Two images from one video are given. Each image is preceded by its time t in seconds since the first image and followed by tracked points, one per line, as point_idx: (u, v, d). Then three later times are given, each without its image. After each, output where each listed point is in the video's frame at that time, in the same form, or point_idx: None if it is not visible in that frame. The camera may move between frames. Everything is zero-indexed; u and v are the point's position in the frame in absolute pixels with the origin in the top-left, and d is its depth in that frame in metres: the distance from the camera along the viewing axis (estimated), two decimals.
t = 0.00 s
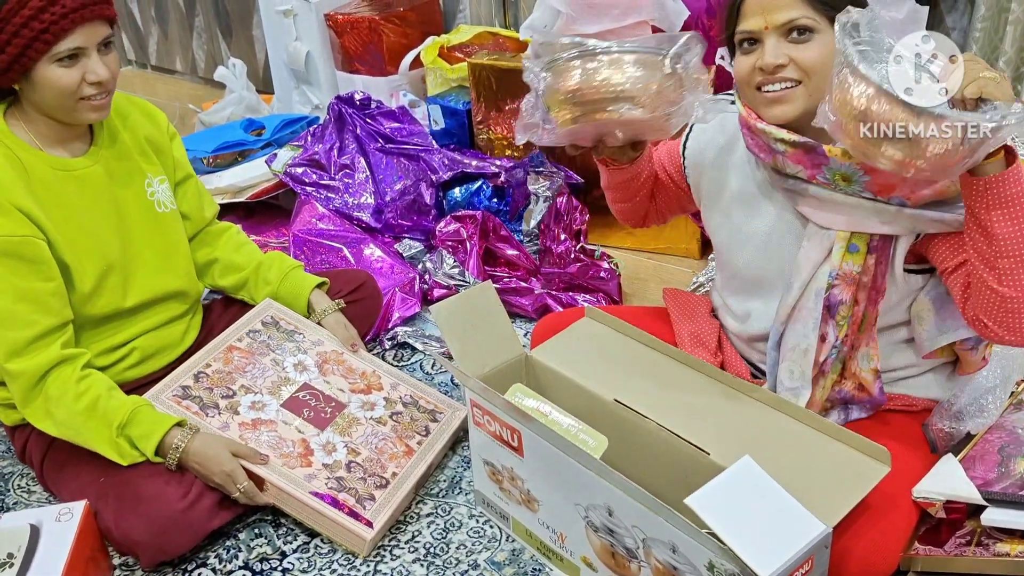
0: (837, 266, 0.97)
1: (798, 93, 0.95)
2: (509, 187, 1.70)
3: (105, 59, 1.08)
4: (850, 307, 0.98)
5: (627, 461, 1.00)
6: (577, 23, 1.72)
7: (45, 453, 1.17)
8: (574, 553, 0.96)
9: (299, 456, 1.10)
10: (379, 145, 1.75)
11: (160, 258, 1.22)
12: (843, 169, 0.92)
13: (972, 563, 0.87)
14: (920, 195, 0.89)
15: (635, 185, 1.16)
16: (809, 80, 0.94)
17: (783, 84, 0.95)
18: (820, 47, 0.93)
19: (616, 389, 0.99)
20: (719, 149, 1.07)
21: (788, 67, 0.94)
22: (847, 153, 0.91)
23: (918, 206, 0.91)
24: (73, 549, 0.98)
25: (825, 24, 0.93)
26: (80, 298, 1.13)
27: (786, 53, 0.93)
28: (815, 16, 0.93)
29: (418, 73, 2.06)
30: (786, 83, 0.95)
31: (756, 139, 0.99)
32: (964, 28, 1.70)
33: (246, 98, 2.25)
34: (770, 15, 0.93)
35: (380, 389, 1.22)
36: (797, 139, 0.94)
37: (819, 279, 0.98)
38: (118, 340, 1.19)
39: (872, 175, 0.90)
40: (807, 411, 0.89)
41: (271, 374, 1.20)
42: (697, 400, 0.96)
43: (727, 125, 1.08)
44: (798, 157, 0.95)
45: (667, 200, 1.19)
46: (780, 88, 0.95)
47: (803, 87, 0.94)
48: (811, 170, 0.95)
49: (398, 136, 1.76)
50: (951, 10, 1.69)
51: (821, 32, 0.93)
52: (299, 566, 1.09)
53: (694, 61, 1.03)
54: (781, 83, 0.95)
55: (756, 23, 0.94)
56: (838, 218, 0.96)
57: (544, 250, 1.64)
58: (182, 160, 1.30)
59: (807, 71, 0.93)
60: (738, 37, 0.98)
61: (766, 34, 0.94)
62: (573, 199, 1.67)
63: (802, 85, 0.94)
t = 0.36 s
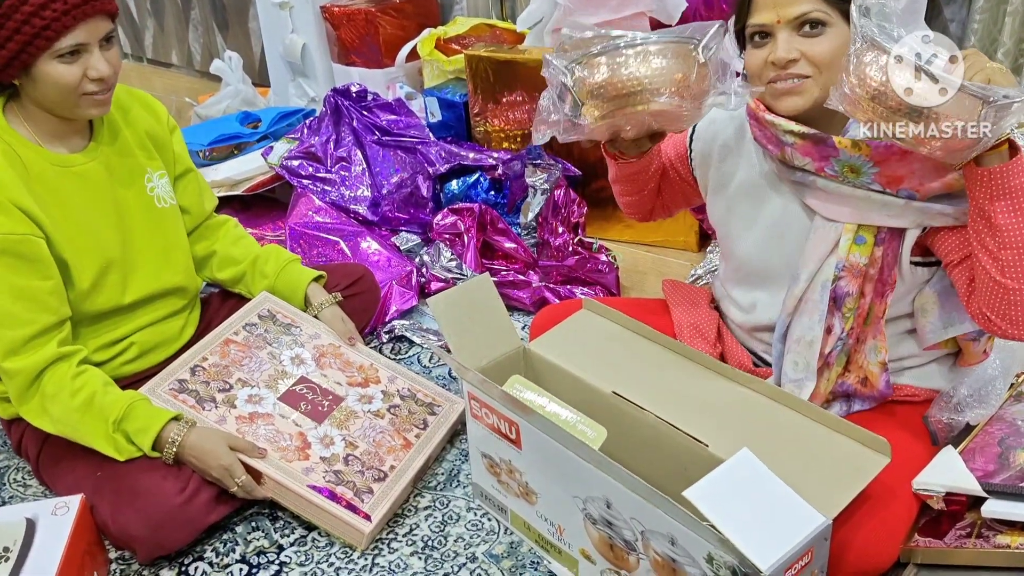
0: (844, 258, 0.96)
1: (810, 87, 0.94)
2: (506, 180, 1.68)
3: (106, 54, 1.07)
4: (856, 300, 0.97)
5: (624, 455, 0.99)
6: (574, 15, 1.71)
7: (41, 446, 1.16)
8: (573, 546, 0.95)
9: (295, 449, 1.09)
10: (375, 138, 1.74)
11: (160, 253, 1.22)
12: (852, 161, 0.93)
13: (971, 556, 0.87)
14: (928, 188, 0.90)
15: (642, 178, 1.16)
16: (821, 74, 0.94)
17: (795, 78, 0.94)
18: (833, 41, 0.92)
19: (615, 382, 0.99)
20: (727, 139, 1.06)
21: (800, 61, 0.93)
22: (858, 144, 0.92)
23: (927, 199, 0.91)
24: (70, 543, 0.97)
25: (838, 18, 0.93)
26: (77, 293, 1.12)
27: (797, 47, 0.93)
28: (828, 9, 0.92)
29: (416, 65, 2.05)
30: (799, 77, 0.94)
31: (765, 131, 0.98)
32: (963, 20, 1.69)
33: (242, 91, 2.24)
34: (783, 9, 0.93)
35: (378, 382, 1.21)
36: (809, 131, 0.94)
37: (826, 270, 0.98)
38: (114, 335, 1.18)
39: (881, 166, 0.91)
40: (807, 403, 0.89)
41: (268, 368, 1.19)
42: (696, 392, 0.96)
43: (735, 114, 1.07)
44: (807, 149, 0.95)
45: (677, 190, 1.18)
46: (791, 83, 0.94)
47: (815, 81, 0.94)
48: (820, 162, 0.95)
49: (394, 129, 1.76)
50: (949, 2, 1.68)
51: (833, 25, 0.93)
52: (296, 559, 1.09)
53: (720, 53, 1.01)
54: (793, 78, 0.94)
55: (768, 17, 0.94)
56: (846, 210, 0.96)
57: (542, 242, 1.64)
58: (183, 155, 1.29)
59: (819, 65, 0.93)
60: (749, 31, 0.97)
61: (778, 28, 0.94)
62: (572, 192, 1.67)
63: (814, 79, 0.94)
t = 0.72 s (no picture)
0: (844, 259, 0.97)
1: (810, 90, 0.94)
2: (505, 179, 1.70)
3: (108, 56, 1.07)
4: (856, 301, 0.98)
5: (624, 455, 0.99)
6: (573, 15, 1.72)
7: (42, 446, 1.16)
8: (572, 545, 0.96)
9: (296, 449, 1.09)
10: (375, 138, 1.74)
11: (160, 253, 1.22)
12: (852, 164, 0.93)
13: (969, 553, 0.88)
14: (928, 191, 0.90)
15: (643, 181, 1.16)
16: (822, 77, 0.93)
17: (794, 82, 0.94)
18: (833, 45, 0.92)
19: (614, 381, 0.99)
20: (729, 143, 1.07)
21: (801, 66, 0.93)
22: (858, 148, 0.92)
23: (925, 202, 0.91)
24: (71, 542, 0.98)
25: (838, 22, 0.92)
26: (77, 293, 1.12)
27: (798, 52, 0.93)
28: (827, 13, 0.92)
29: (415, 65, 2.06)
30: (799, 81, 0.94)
31: (764, 135, 0.98)
32: (960, 20, 1.70)
33: (241, 91, 2.24)
34: (783, 14, 0.93)
35: (377, 381, 1.22)
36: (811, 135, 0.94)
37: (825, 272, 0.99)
38: (115, 335, 1.19)
39: (880, 170, 0.91)
40: (804, 403, 0.89)
41: (268, 367, 1.20)
42: (695, 391, 0.96)
43: (734, 118, 1.07)
44: (808, 152, 0.95)
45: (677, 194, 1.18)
46: (792, 86, 0.94)
47: (815, 85, 0.94)
48: (819, 165, 0.95)
49: (393, 129, 1.76)
50: (948, 2, 1.69)
51: (834, 30, 0.92)
52: (296, 558, 1.09)
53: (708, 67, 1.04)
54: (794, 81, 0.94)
55: (768, 21, 0.94)
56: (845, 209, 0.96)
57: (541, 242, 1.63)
58: (183, 155, 1.30)
59: (820, 68, 0.93)
60: (750, 35, 0.97)
61: (778, 33, 0.93)
62: (570, 191, 1.67)
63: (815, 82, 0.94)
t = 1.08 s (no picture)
0: (843, 278, 0.96)
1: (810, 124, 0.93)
2: (512, 188, 1.71)
3: (122, 66, 1.08)
4: (856, 319, 0.97)
5: (628, 465, 0.99)
6: (581, 26, 1.73)
7: (49, 450, 1.17)
8: (577, 553, 0.96)
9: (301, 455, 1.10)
10: (383, 146, 1.75)
11: (169, 259, 1.23)
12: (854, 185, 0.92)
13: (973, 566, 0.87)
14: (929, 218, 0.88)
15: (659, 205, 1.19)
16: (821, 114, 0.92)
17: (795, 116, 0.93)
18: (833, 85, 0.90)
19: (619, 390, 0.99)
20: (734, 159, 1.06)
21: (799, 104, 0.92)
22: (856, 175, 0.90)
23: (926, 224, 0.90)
24: (77, 545, 0.98)
25: (839, 59, 0.89)
26: (86, 298, 1.13)
27: (796, 89, 0.91)
28: (828, 53, 0.89)
29: (423, 75, 2.07)
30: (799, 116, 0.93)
31: (766, 155, 0.98)
32: (968, 33, 1.71)
33: (251, 99, 2.26)
34: (781, 53, 0.91)
35: (383, 388, 1.22)
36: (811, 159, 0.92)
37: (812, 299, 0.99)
38: (123, 340, 1.19)
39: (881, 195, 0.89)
40: (809, 412, 0.89)
41: (275, 373, 1.20)
42: (699, 400, 0.96)
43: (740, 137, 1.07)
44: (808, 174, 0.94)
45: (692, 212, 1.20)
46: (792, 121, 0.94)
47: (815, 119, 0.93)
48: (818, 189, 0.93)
49: (402, 138, 1.77)
50: (955, 16, 1.70)
51: (835, 65, 0.90)
52: (301, 564, 1.09)
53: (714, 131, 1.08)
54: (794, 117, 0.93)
55: (767, 58, 0.92)
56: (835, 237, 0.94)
57: (548, 250, 1.62)
58: (192, 161, 1.31)
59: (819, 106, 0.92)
60: (752, 64, 0.95)
61: (777, 70, 0.92)
62: (577, 201, 1.65)
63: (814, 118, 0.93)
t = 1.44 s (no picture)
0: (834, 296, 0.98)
1: (812, 147, 0.95)
2: (520, 192, 1.70)
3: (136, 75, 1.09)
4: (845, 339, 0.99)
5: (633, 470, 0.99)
6: (591, 31, 1.73)
7: (53, 447, 1.17)
8: (580, 558, 0.95)
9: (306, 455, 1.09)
10: (391, 149, 1.76)
11: (176, 259, 1.23)
12: (849, 210, 0.94)
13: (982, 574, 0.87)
14: (918, 249, 0.91)
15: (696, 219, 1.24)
16: (824, 138, 0.93)
17: (800, 139, 0.95)
18: (836, 113, 0.91)
19: (625, 394, 0.99)
20: (745, 175, 1.11)
21: (803, 129, 0.93)
22: (853, 199, 0.92)
23: (916, 257, 0.92)
24: (79, 543, 0.98)
25: (844, 88, 0.91)
26: (92, 296, 1.13)
27: (801, 116, 0.92)
28: (830, 82, 0.90)
29: (432, 78, 2.07)
30: (804, 139, 0.95)
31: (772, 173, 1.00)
32: (978, 42, 1.71)
33: (259, 101, 2.26)
34: (786, 80, 0.92)
35: (388, 390, 1.22)
36: (807, 181, 0.94)
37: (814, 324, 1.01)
38: (128, 338, 1.19)
39: (876, 220, 0.93)
40: (815, 427, 0.89)
41: (281, 373, 1.20)
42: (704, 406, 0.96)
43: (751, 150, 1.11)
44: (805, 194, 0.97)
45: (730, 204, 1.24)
46: (797, 144, 0.96)
47: (819, 143, 0.94)
48: (817, 207, 0.97)
49: (410, 140, 1.77)
50: (966, 24, 1.71)
51: (840, 94, 0.91)
52: (303, 565, 1.09)
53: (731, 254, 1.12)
54: (799, 140, 0.95)
55: (771, 83, 0.93)
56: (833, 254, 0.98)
57: (555, 255, 1.61)
58: (200, 161, 1.31)
59: (822, 132, 0.93)
60: (758, 86, 0.97)
61: (781, 95, 0.93)
62: (584, 205, 1.66)
63: (817, 142, 0.94)
